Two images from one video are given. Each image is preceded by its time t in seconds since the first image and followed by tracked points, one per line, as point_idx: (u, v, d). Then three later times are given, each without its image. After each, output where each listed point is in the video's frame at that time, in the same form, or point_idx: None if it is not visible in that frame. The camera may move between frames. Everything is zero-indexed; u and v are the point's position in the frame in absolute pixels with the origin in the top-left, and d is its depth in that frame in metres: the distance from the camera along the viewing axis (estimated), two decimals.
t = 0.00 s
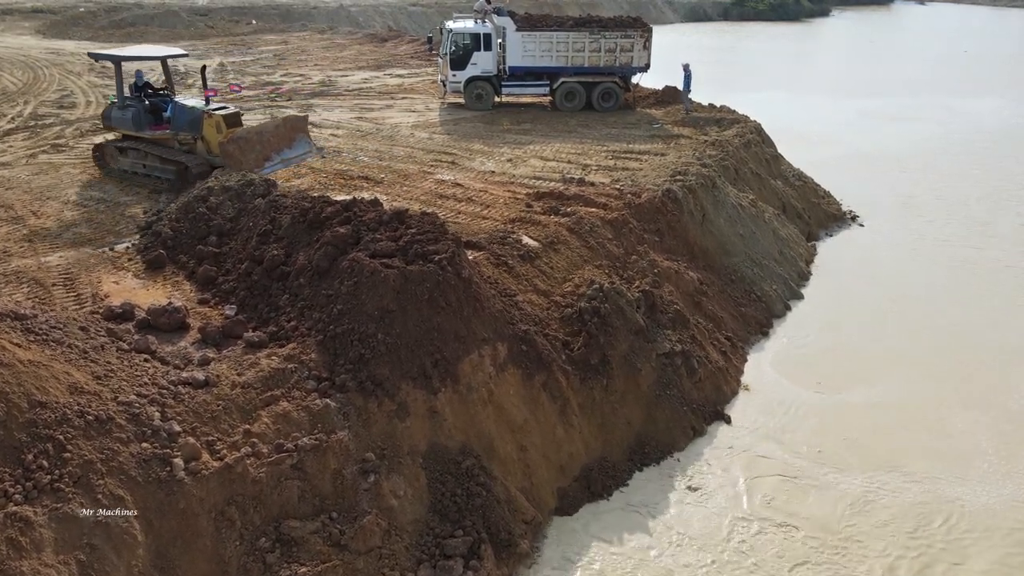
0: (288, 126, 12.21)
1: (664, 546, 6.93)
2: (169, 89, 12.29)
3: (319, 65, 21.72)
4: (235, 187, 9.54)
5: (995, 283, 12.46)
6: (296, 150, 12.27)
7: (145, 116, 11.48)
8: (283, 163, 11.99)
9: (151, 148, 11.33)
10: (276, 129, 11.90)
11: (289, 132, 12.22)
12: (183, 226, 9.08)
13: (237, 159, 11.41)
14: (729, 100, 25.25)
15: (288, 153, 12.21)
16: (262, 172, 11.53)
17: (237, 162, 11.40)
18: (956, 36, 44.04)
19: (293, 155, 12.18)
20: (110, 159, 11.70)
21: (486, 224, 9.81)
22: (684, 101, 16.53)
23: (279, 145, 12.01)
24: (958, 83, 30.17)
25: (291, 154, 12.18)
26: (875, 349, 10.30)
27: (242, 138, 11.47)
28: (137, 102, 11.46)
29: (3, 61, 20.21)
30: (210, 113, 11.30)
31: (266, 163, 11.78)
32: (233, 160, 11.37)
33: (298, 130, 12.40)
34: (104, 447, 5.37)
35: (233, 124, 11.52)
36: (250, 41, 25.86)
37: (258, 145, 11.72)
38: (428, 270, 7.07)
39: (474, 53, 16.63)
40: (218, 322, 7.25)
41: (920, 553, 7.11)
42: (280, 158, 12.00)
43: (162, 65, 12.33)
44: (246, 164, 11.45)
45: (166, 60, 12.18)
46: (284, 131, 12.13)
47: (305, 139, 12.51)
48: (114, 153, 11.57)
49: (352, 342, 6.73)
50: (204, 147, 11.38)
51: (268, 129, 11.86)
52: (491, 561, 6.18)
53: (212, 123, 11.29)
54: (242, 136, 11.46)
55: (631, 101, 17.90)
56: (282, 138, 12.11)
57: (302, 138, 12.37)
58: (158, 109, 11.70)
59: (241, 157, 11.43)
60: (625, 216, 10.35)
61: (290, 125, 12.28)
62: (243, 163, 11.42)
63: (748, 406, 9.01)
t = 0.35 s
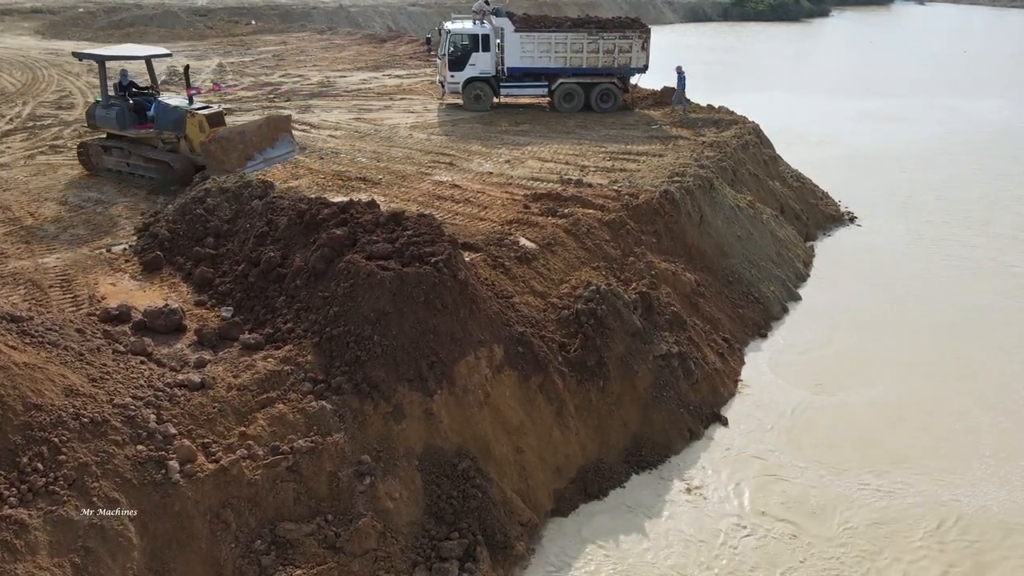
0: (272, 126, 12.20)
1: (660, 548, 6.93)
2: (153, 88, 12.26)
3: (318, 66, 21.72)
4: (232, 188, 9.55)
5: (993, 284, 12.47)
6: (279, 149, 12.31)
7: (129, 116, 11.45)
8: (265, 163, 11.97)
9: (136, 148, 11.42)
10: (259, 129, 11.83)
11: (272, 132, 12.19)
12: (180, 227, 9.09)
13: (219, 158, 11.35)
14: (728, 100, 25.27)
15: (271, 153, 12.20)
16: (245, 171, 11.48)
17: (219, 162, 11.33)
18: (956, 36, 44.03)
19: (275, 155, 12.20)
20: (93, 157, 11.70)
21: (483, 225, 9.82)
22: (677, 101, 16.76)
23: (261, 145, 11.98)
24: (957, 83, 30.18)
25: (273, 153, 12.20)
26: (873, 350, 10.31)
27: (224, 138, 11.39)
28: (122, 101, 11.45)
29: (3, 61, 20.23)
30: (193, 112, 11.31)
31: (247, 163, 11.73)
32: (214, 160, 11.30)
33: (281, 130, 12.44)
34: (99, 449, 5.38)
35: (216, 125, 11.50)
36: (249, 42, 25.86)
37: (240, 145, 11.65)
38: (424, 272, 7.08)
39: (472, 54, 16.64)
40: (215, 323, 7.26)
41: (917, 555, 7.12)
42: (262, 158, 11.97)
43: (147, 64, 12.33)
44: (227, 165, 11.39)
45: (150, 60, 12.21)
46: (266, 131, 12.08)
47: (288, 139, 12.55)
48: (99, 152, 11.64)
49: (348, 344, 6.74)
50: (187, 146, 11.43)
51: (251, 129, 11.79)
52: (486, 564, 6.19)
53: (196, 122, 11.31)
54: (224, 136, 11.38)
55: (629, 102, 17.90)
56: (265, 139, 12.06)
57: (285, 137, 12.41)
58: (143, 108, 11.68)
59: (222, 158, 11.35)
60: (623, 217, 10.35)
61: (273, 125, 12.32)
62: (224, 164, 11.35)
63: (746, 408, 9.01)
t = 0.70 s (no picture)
0: (256, 126, 12.17)
1: (656, 549, 6.94)
2: (144, 87, 12.26)
3: (317, 67, 21.74)
4: (230, 190, 9.57)
5: (992, 285, 12.49)
6: (264, 150, 12.27)
7: (117, 115, 11.45)
8: (249, 164, 11.93)
9: (122, 147, 11.45)
10: (242, 129, 11.80)
11: (257, 133, 12.16)
12: (178, 229, 9.10)
13: (201, 159, 11.33)
14: (727, 101, 25.28)
15: (256, 153, 12.16)
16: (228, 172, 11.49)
17: (201, 162, 11.33)
18: (956, 36, 44.05)
19: (260, 155, 12.15)
20: (81, 156, 11.76)
21: (481, 226, 9.84)
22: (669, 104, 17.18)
23: (246, 145, 11.95)
24: (957, 83, 30.21)
25: (258, 154, 12.17)
26: (871, 351, 10.32)
27: (207, 138, 11.37)
28: (110, 100, 11.43)
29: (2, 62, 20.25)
30: (180, 113, 11.28)
31: (230, 163, 11.70)
32: (196, 160, 11.30)
33: (267, 130, 12.40)
34: (97, 451, 5.40)
35: (200, 124, 11.55)
36: (248, 43, 25.88)
37: (223, 145, 11.63)
38: (422, 274, 7.10)
39: (471, 56, 16.66)
40: (213, 325, 7.28)
41: (913, 556, 7.14)
42: (246, 158, 11.94)
43: (136, 62, 12.35)
44: (210, 165, 11.38)
45: (140, 58, 12.21)
46: (251, 131, 12.04)
47: (273, 140, 12.49)
48: (87, 150, 11.69)
49: (345, 345, 6.75)
50: (173, 146, 11.32)
51: (235, 129, 11.77)
52: (483, 565, 6.21)
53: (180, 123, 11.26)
54: (207, 136, 11.36)
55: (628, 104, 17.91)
56: (250, 139, 12.03)
57: (270, 138, 12.37)
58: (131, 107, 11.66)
59: (205, 158, 11.35)
60: (620, 219, 10.37)
61: (258, 125, 12.29)
62: (206, 164, 11.36)
63: (743, 408, 9.03)
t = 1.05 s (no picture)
0: (238, 123, 12.14)
1: (654, 544, 6.96)
2: (135, 85, 12.26)
3: (316, 66, 21.75)
4: (228, 188, 9.57)
5: (991, 284, 12.50)
6: (246, 147, 12.27)
7: (105, 111, 11.46)
8: (230, 160, 11.94)
9: (108, 143, 11.48)
10: (223, 125, 11.77)
11: (239, 129, 12.13)
12: (177, 227, 9.11)
13: (180, 154, 11.25)
14: (726, 100, 25.31)
15: (236, 150, 12.16)
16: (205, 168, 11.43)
17: (180, 157, 11.26)
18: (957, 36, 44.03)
19: (241, 152, 12.16)
20: (71, 152, 11.87)
21: (479, 224, 9.85)
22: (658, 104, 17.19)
23: (227, 141, 11.90)
24: (957, 83, 30.20)
25: (240, 151, 12.14)
26: (871, 350, 10.32)
27: (187, 134, 11.31)
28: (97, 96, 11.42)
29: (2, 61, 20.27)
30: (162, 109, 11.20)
31: (210, 159, 11.67)
32: (175, 156, 11.21)
33: (248, 127, 12.39)
34: (94, 446, 5.41)
35: (182, 120, 11.42)
36: (248, 42, 25.89)
37: (203, 141, 11.58)
38: (419, 272, 7.11)
39: (470, 55, 16.67)
40: (211, 322, 7.29)
41: (910, 552, 7.15)
42: (227, 155, 11.92)
43: (123, 56, 12.36)
44: (189, 161, 11.31)
45: (129, 51, 12.21)
46: (233, 128, 12.00)
47: (255, 136, 12.55)
48: (76, 146, 11.79)
49: (343, 342, 6.76)
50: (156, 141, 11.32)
51: (216, 125, 11.73)
52: (480, 560, 6.22)
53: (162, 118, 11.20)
54: (187, 132, 11.30)
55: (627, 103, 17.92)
56: (231, 136, 12.00)
57: (252, 135, 12.38)
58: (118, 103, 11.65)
59: (184, 153, 11.27)
60: (618, 217, 10.38)
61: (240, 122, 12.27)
62: (185, 159, 11.28)
63: (740, 406, 9.04)
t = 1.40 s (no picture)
0: (216, 123, 12.12)
1: (651, 542, 6.97)
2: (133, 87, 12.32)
3: (316, 65, 21.75)
4: (227, 187, 9.57)
5: (991, 283, 12.50)
6: (225, 146, 12.21)
7: (96, 108, 11.44)
8: (207, 159, 11.90)
9: (97, 140, 11.51)
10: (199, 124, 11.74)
11: (217, 129, 12.08)
12: (175, 225, 9.12)
13: (151, 151, 11.24)
14: (726, 100, 25.33)
15: (215, 149, 12.13)
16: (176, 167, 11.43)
17: (151, 155, 11.25)
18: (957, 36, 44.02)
19: (219, 151, 12.12)
20: (69, 150, 12.00)
21: (478, 223, 9.85)
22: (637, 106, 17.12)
23: (205, 140, 11.90)
24: (957, 83, 30.19)
25: (218, 150, 12.15)
26: (869, 349, 10.33)
27: (159, 132, 11.31)
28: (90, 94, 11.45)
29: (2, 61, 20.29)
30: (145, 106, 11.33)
31: (185, 158, 11.64)
32: (146, 154, 11.19)
33: (228, 127, 12.36)
34: (92, 444, 5.42)
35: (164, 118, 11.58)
36: (247, 41, 25.89)
37: (178, 139, 11.57)
38: (417, 270, 7.11)
39: (469, 54, 16.68)
40: (209, 320, 7.29)
41: (908, 551, 7.15)
42: (204, 154, 11.89)
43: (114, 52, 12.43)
44: (160, 159, 11.30)
45: (128, 48, 12.25)
46: (210, 127, 11.97)
47: (238, 135, 12.56)
48: (72, 142, 11.92)
49: (340, 340, 6.77)
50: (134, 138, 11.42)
51: (192, 124, 11.72)
52: (477, 558, 6.23)
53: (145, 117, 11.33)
54: (159, 130, 11.30)
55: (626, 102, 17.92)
56: (209, 135, 11.97)
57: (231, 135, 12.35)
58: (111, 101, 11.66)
59: (155, 151, 11.27)
60: (617, 216, 10.39)
61: (219, 121, 12.25)
62: (155, 157, 11.27)
63: (738, 404, 9.04)
